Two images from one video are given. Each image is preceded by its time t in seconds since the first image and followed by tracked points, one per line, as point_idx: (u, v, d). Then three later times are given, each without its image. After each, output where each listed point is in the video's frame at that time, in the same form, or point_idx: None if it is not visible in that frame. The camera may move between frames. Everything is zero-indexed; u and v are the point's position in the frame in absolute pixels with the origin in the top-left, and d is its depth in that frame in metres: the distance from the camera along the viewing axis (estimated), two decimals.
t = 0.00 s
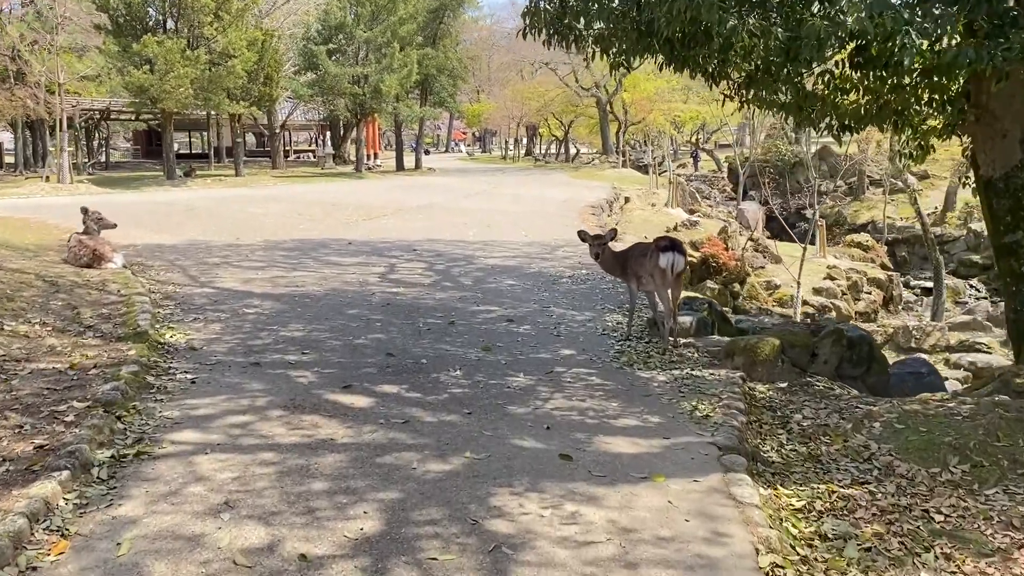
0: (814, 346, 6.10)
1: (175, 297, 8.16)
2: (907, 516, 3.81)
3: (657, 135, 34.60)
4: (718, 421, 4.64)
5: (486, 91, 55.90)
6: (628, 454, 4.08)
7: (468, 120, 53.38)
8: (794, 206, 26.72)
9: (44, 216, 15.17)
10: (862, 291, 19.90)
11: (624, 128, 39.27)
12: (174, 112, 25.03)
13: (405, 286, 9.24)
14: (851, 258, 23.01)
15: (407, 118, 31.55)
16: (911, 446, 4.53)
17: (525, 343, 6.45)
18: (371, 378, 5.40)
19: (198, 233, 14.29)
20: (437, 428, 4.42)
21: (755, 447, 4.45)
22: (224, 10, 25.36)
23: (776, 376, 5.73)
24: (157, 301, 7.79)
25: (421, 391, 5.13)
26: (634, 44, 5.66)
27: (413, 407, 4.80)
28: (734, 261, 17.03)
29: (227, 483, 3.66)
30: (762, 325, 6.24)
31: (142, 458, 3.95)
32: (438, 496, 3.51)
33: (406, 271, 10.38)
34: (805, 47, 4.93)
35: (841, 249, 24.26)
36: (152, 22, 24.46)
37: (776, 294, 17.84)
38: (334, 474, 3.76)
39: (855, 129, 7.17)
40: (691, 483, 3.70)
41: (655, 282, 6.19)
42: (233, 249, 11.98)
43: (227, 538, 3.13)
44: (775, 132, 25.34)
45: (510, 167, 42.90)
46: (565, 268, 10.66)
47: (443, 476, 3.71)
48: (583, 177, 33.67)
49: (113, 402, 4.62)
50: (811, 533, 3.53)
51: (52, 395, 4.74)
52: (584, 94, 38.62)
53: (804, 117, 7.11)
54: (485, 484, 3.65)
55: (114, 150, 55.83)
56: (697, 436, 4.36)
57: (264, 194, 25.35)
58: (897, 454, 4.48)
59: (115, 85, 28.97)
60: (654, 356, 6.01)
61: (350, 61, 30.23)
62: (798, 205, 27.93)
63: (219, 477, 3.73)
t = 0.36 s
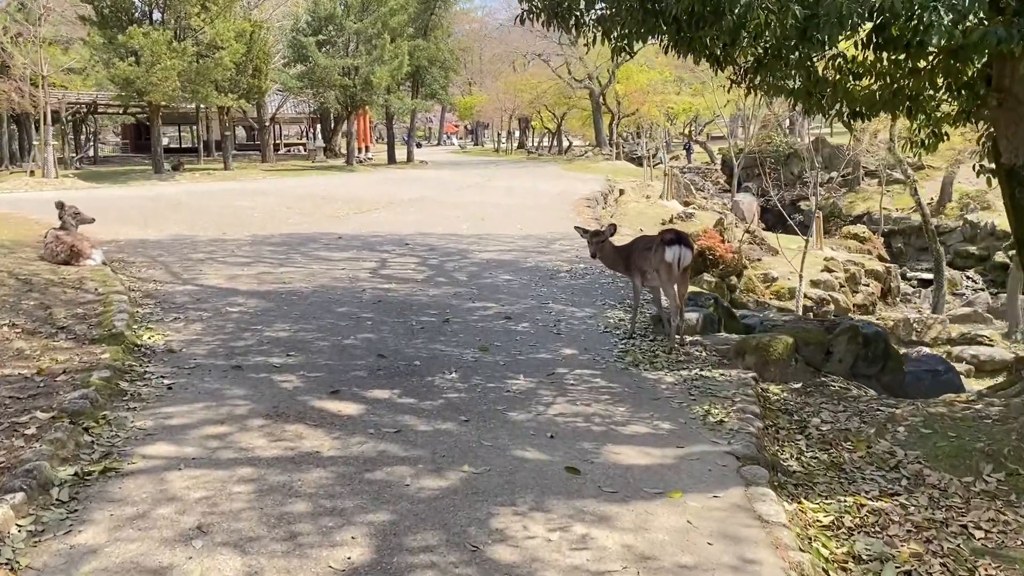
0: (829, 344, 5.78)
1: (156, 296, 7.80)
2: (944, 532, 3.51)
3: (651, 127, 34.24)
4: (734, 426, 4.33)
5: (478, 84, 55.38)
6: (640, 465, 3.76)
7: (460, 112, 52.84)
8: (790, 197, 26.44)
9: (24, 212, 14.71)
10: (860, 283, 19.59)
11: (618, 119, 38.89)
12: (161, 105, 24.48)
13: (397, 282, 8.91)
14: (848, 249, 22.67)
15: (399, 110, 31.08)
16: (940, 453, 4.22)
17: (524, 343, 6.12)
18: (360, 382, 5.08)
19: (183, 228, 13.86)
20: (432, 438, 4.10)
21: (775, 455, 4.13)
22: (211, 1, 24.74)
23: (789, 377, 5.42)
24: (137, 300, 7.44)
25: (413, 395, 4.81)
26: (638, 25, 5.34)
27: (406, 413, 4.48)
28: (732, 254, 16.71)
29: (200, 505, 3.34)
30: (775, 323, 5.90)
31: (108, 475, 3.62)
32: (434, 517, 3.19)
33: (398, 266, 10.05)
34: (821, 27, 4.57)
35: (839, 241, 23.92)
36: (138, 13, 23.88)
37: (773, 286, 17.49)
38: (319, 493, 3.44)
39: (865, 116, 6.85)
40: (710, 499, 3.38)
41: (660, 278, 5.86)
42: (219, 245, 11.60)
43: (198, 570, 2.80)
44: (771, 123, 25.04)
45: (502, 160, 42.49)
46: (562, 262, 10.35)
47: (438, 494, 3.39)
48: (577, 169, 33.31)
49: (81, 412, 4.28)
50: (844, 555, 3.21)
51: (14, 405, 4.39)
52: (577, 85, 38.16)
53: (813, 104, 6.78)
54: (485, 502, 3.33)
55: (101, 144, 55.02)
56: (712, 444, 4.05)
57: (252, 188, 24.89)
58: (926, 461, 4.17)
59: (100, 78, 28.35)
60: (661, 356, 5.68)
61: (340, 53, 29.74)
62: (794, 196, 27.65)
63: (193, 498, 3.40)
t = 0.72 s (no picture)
0: (844, 349, 5.46)
1: (134, 301, 7.45)
2: (990, 565, 3.21)
3: (641, 120, 33.93)
4: (753, 444, 4.01)
5: (466, 77, 54.88)
6: (655, 491, 3.45)
7: (448, 106, 52.35)
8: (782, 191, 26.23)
9: None
10: (855, 277, 19.17)
11: (608, 113, 38.55)
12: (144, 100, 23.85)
13: (387, 284, 8.59)
14: (841, 243, 22.28)
15: (386, 104, 30.62)
16: (976, 471, 3.91)
17: (522, 350, 5.82)
18: (348, 397, 4.76)
19: (165, 228, 13.45)
20: (426, 461, 3.79)
21: (799, 478, 3.81)
22: None
23: (804, 385, 5.10)
24: (112, 306, 7.08)
25: (405, 411, 4.50)
26: (641, 16, 4.96)
27: (398, 432, 4.17)
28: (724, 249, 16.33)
29: (170, 546, 3.03)
30: (787, 328, 5.58)
31: (67, 512, 3.30)
32: (429, 559, 2.89)
33: (388, 266, 9.72)
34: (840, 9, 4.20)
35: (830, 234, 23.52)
36: (119, 6, 23.22)
37: (767, 282, 17.10)
38: (303, 531, 3.12)
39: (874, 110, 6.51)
40: (735, 534, 3.08)
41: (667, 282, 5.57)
42: (201, 246, 11.21)
43: None
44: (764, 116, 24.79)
45: (492, 155, 42.10)
46: (557, 262, 10.05)
47: (436, 531, 3.08)
48: (568, 163, 32.97)
49: (42, 436, 3.95)
50: None
51: None
52: (566, 78, 37.79)
53: (820, 95, 6.45)
54: (487, 541, 3.01)
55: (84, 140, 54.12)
56: (731, 466, 3.74)
57: (237, 185, 24.40)
58: (961, 481, 3.86)
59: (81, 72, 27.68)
60: (668, 364, 5.38)
61: (326, 46, 29.24)
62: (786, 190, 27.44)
63: (162, 538, 3.08)
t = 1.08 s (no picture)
0: (857, 351, 5.12)
1: (102, 303, 7.06)
2: None
3: (630, 115, 33.64)
4: (768, 458, 3.68)
5: (453, 72, 54.38)
6: (665, 514, 3.12)
7: (434, 102, 51.82)
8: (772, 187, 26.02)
9: None
10: (848, 273, 18.90)
11: (596, 108, 38.21)
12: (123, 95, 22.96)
13: (371, 283, 8.24)
14: (833, 238, 22.07)
15: (372, 100, 30.14)
16: (1009, 487, 3.60)
17: (514, 354, 5.49)
18: (327, 408, 4.40)
19: (142, 225, 13.03)
20: (411, 481, 3.44)
21: (821, 496, 3.48)
22: None
23: (816, 390, 4.78)
24: (78, 308, 6.68)
25: (389, 423, 4.15)
26: None
27: (380, 446, 3.84)
28: (717, 246, 16.04)
29: None
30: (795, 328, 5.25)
31: (5, 546, 2.93)
32: None
33: (372, 265, 9.36)
34: None
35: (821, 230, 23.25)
36: None
37: (760, 278, 16.70)
38: (273, 567, 2.76)
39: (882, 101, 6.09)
40: (759, 565, 2.75)
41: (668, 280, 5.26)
42: (178, 245, 10.79)
43: None
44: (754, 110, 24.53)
45: (479, 151, 41.69)
46: (547, 259, 9.73)
47: (422, 565, 2.74)
48: (556, 159, 32.66)
49: None
50: None
51: None
52: (554, 73, 37.41)
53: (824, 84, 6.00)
54: None
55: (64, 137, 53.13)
56: (747, 483, 3.41)
57: (219, 181, 23.88)
58: (995, 498, 3.55)
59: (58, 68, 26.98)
60: (670, 368, 5.06)
61: (310, 41, 28.74)
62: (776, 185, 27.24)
63: None
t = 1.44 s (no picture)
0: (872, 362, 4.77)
1: (65, 311, 6.65)
2: None
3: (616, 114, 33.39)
4: (788, 484, 3.34)
5: (437, 71, 53.95)
6: (680, 555, 2.77)
7: (418, 101, 51.31)
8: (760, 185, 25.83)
9: None
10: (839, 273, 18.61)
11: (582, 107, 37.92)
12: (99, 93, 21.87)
13: (351, 288, 7.88)
14: (822, 237, 21.87)
15: (355, 98, 29.64)
16: None
17: (505, 365, 5.15)
18: (302, 430, 4.05)
19: (116, 226, 12.54)
20: (392, 517, 3.08)
21: (848, 528, 3.15)
22: None
23: (829, 405, 4.46)
24: (37, 318, 6.27)
25: (370, 447, 3.80)
26: None
27: (358, 475, 3.48)
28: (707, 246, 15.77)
29: None
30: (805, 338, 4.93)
31: None
32: None
33: (354, 268, 9.00)
34: None
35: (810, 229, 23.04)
36: None
37: (750, 278, 16.33)
38: None
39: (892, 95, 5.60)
40: None
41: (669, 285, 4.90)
42: (151, 248, 10.35)
43: None
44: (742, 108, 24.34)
45: (464, 150, 41.31)
46: (536, 261, 9.41)
47: None
48: (542, 158, 32.31)
49: None
50: None
51: None
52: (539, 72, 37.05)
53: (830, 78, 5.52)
54: None
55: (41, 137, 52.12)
56: (768, 516, 3.07)
57: (199, 181, 23.32)
58: None
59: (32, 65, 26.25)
60: (672, 381, 4.73)
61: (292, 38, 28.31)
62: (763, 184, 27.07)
63: None
